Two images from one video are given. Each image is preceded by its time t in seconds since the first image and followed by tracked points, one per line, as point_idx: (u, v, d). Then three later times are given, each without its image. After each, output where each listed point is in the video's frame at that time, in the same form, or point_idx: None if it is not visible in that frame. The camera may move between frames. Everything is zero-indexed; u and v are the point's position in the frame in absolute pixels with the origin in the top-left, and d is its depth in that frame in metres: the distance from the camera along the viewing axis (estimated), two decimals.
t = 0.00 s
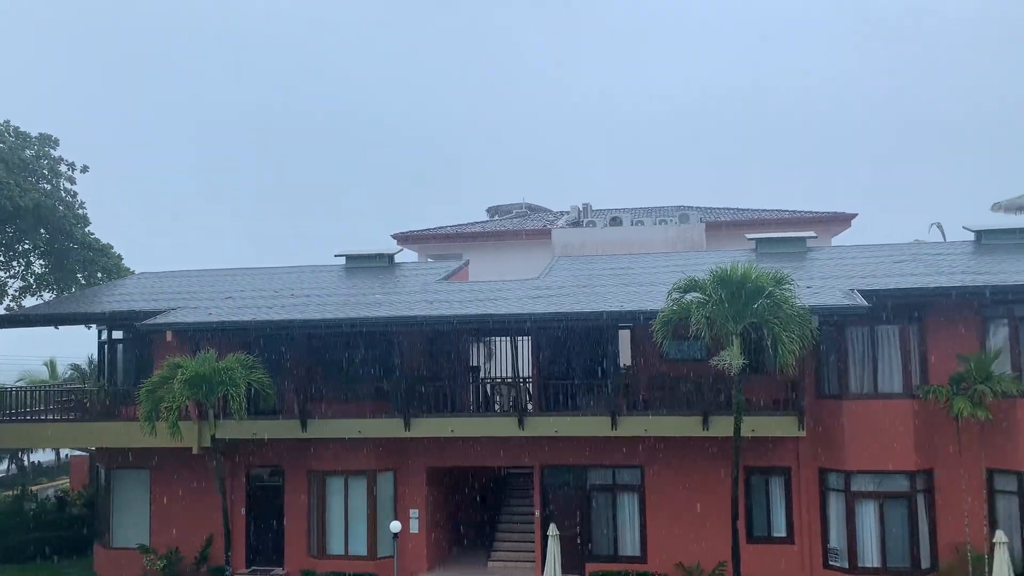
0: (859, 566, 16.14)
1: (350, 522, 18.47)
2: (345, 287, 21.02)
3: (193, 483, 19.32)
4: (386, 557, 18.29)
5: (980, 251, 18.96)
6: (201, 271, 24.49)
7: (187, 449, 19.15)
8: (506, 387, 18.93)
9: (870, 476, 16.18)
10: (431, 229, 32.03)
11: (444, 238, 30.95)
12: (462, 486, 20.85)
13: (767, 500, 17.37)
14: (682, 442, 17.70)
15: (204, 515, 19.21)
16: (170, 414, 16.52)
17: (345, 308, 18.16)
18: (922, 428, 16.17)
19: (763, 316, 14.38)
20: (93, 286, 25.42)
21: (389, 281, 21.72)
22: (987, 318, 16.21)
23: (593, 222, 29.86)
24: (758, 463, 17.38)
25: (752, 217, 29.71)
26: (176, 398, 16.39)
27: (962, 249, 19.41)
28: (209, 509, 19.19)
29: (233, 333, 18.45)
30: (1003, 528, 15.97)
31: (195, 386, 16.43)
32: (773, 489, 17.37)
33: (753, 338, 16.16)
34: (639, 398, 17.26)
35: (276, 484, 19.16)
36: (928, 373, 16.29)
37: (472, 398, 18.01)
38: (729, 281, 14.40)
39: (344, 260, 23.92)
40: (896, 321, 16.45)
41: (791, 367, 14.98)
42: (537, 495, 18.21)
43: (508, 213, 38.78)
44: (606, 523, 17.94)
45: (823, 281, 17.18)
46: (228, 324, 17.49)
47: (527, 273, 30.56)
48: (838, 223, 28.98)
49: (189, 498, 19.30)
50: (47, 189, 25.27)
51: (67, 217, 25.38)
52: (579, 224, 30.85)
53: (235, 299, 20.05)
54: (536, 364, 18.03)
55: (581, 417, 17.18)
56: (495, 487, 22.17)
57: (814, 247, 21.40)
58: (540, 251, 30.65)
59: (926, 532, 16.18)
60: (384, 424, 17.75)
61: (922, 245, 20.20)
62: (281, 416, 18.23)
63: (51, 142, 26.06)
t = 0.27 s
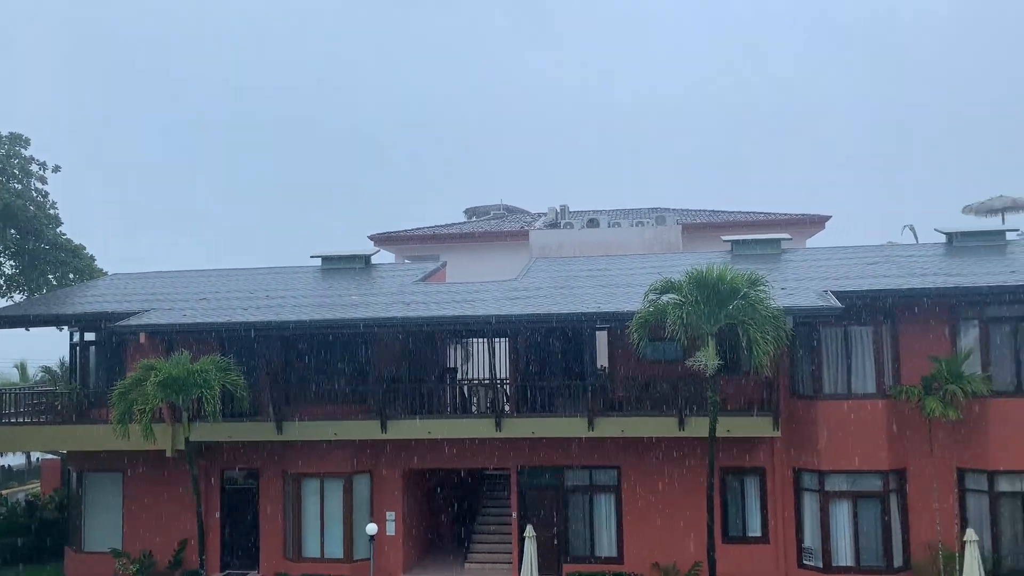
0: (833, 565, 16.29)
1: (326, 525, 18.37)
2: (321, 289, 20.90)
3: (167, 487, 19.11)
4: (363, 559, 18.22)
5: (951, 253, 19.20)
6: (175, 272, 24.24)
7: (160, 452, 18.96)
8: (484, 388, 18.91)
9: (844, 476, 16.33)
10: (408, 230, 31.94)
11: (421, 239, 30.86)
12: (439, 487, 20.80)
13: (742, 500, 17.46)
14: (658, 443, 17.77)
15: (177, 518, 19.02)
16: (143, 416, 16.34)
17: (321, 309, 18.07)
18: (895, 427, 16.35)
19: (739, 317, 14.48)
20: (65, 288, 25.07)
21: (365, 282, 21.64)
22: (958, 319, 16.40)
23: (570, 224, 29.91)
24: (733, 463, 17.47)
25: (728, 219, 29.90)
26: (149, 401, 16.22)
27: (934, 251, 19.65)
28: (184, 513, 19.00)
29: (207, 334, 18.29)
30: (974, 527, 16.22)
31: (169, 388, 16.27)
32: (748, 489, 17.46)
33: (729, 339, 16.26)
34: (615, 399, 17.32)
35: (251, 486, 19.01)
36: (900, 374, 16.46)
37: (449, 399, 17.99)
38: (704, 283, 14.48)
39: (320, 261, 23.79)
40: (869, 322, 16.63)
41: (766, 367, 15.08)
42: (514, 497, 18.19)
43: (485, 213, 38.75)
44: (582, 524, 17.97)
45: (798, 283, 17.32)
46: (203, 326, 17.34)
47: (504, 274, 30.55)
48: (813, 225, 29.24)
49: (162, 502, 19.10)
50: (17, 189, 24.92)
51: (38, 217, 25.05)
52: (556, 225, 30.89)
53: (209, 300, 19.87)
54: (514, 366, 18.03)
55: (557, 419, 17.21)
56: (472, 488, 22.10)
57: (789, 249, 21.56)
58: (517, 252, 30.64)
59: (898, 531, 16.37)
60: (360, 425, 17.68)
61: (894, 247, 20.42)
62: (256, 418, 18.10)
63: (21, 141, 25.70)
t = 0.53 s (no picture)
0: (807, 562, 16.43)
1: (302, 526, 18.26)
2: (297, 288, 20.78)
3: (140, 488, 18.93)
4: (339, 560, 18.14)
5: (923, 253, 19.44)
6: (149, 271, 24.01)
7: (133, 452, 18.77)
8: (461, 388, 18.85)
9: (818, 474, 16.48)
10: (385, 229, 31.83)
11: (399, 239, 30.77)
12: (416, 487, 20.75)
13: (718, 498, 17.56)
14: (635, 442, 17.84)
15: (151, 519, 18.83)
16: (116, 417, 16.17)
17: (297, 309, 17.96)
18: (868, 426, 16.53)
19: (714, 317, 14.56)
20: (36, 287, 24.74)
21: (342, 281, 21.54)
22: (930, 318, 16.59)
23: (547, 224, 29.92)
24: (709, 462, 17.57)
25: (704, 219, 30.07)
26: (122, 401, 16.05)
27: (906, 251, 19.88)
28: (157, 514, 18.82)
29: (181, 334, 18.12)
30: (945, 524, 16.42)
31: (142, 388, 16.10)
32: (724, 487, 17.57)
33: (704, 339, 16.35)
34: (592, 398, 17.36)
35: (226, 487, 18.86)
36: (873, 372, 16.64)
37: (426, 399, 17.95)
38: (681, 283, 14.55)
39: (296, 260, 23.65)
40: (843, 322, 16.79)
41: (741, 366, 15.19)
42: (491, 496, 18.18)
43: (463, 213, 38.70)
44: (559, 523, 17.99)
45: (772, 283, 17.45)
46: (177, 326, 17.19)
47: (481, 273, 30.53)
48: (787, 225, 29.49)
49: (136, 503, 18.91)
50: None
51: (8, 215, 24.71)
52: (533, 225, 30.92)
53: (184, 300, 19.68)
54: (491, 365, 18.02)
55: (534, 418, 17.22)
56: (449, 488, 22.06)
57: (764, 249, 21.73)
58: (494, 251, 30.63)
59: (871, 528, 16.54)
60: (335, 425, 17.60)
61: (868, 247, 20.64)
62: (231, 418, 17.97)
63: None
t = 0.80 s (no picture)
0: (783, 557, 16.59)
1: (279, 524, 18.16)
2: (274, 285, 20.66)
3: (115, 487, 18.74)
4: (317, 558, 18.08)
5: (898, 251, 19.65)
6: (124, 268, 23.77)
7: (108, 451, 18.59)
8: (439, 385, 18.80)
9: (794, 470, 16.63)
10: (364, 226, 31.71)
11: (377, 235, 30.66)
12: (394, 484, 20.70)
13: (695, 494, 17.65)
14: (613, 439, 17.90)
15: (126, 518, 18.66)
16: (90, 415, 16.02)
17: (275, 306, 17.86)
18: (843, 421, 16.69)
19: (692, 314, 14.64)
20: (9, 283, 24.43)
21: (320, 278, 21.44)
22: (904, 315, 16.76)
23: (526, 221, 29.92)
24: (686, 458, 17.66)
25: (682, 216, 30.21)
26: (97, 399, 15.90)
27: (881, 248, 20.08)
28: (132, 513, 18.65)
29: (156, 332, 17.96)
30: (918, 519, 16.60)
31: (116, 386, 15.95)
32: (701, 484, 17.66)
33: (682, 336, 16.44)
34: (570, 395, 17.40)
35: (203, 486, 18.72)
36: (848, 369, 16.80)
37: (404, 397, 17.91)
38: (658, 280, 14.62)
39: (273, 257, 23.51)
40: (818, 319, 16.94)
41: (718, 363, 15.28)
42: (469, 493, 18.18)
43: (442, 210, 38.61)
44: (538, 520, 18.03)
45: (749, 280, 17.57)
46: (152, 323, 17.03)
47: (459, 271, 30.50)
48: (764, 223, 29.69)
49: (110, 501, 18.73)
50: None
51: None
52: (512, 222, 30.93)
53: (159, 297, 19.51)
54: (469, 363, 18.01)
55: (512, 415, 17.24)
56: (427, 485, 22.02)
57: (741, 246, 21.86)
58: (473, 248, 30.60)
59: (846, 522, 16.71)
60: (312, 423, 17.51)
61: (844, 245, 20.82)
62: (207, 416, 17.84)
63: None
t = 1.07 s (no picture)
0: (762, 550, 16.75)
1: (258, 520, 18.08)
2: (254, 280, 20.55)
3: (93, 483, 18.59)
4: (297, 554, 18.03)
5: (876, 246, 19.83)
6: (101, 263, 23.55)
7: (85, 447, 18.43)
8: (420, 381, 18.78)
9: (773, 463, 16.77)
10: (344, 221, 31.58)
11: (358, 230, 30.55)
12: (374, 479, 20.67)
13: (675, 488, 17.73)
14: (594, 433, 17.95)
15: (104, 515, 18.52)
16: (67, 411, 15.88)
17: (254, 301, 17.76)
18: (821, 415, 16.84)
19: (672, 309, 14.71)
20: None
21: (300, 273, 21.35)
22: (882, 310, 16.91)
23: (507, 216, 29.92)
24: (667, 453, 17.74)
25: (663, 212, 30.31)
26: (74, 395, 15.76)
27: (859, 244, 20.26)
28: (110, 509, 18.51)
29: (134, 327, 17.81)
30: (895, 511, 16.76)
31: (94, 381, 15.82)
32: (681, 478, 17.74)
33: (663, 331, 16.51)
34: (551, 390, 17.44)
35: (181, 482, 18.60)
36: (827, 363, 16.94)
37: (385, 392, 17.88)
38: (639, 275, 14.67)
39: (253, 252, 23.37)
40: (797, 313, 17.07)
41: (697, 357, 15.37)
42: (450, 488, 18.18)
43: (423, 205, 38.55)
44: (518, 514, 18.07)
45: (729, 275, 17.67)
46: (129, 318, 16.89)
47: (441, 266, 30.45)
48: (744, 219, 29.86)
49: (88, 497, 18.57)
50: None
51: None
52: (493, 217, 30.91)
53: (137, 292, 19.34)
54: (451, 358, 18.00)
55: (493, 410, 17.25)
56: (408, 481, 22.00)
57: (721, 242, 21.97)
58: (454, 244, 30.56)
59: (824, 515, 16.87)
60: (293, 419, 17.44)
61: (822, 241, 20.98)
62: (186, 412, 17.73)
63: None
